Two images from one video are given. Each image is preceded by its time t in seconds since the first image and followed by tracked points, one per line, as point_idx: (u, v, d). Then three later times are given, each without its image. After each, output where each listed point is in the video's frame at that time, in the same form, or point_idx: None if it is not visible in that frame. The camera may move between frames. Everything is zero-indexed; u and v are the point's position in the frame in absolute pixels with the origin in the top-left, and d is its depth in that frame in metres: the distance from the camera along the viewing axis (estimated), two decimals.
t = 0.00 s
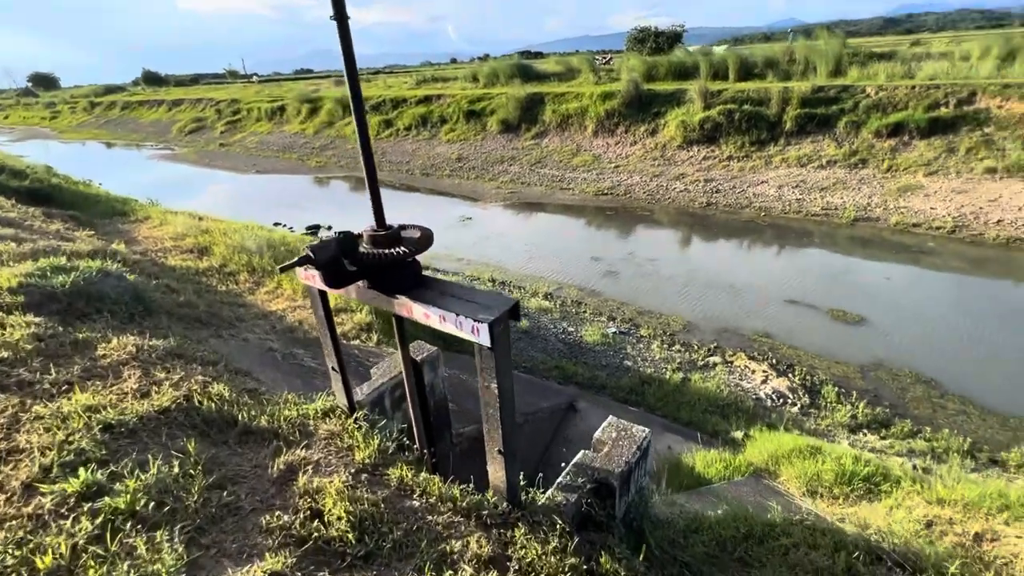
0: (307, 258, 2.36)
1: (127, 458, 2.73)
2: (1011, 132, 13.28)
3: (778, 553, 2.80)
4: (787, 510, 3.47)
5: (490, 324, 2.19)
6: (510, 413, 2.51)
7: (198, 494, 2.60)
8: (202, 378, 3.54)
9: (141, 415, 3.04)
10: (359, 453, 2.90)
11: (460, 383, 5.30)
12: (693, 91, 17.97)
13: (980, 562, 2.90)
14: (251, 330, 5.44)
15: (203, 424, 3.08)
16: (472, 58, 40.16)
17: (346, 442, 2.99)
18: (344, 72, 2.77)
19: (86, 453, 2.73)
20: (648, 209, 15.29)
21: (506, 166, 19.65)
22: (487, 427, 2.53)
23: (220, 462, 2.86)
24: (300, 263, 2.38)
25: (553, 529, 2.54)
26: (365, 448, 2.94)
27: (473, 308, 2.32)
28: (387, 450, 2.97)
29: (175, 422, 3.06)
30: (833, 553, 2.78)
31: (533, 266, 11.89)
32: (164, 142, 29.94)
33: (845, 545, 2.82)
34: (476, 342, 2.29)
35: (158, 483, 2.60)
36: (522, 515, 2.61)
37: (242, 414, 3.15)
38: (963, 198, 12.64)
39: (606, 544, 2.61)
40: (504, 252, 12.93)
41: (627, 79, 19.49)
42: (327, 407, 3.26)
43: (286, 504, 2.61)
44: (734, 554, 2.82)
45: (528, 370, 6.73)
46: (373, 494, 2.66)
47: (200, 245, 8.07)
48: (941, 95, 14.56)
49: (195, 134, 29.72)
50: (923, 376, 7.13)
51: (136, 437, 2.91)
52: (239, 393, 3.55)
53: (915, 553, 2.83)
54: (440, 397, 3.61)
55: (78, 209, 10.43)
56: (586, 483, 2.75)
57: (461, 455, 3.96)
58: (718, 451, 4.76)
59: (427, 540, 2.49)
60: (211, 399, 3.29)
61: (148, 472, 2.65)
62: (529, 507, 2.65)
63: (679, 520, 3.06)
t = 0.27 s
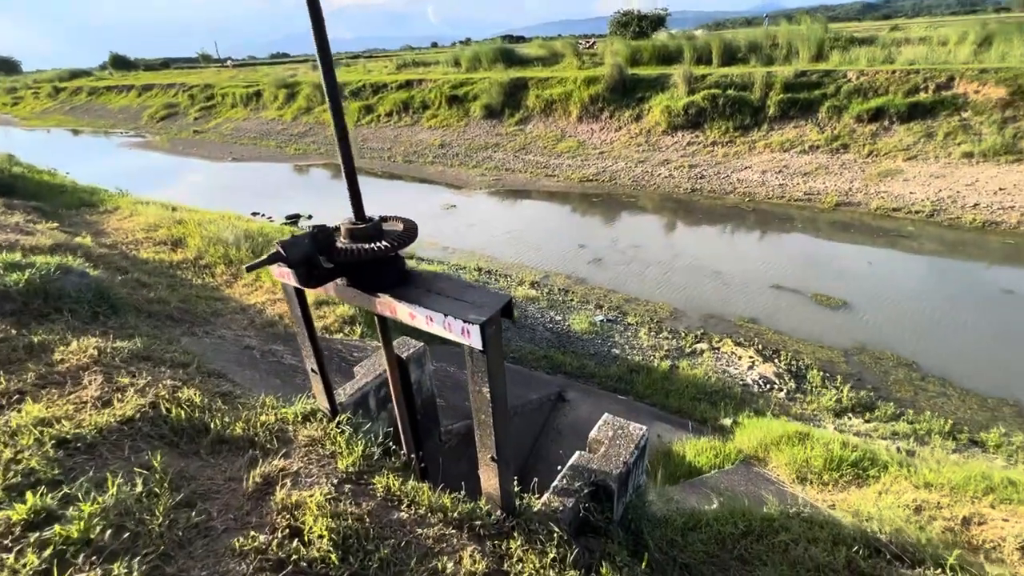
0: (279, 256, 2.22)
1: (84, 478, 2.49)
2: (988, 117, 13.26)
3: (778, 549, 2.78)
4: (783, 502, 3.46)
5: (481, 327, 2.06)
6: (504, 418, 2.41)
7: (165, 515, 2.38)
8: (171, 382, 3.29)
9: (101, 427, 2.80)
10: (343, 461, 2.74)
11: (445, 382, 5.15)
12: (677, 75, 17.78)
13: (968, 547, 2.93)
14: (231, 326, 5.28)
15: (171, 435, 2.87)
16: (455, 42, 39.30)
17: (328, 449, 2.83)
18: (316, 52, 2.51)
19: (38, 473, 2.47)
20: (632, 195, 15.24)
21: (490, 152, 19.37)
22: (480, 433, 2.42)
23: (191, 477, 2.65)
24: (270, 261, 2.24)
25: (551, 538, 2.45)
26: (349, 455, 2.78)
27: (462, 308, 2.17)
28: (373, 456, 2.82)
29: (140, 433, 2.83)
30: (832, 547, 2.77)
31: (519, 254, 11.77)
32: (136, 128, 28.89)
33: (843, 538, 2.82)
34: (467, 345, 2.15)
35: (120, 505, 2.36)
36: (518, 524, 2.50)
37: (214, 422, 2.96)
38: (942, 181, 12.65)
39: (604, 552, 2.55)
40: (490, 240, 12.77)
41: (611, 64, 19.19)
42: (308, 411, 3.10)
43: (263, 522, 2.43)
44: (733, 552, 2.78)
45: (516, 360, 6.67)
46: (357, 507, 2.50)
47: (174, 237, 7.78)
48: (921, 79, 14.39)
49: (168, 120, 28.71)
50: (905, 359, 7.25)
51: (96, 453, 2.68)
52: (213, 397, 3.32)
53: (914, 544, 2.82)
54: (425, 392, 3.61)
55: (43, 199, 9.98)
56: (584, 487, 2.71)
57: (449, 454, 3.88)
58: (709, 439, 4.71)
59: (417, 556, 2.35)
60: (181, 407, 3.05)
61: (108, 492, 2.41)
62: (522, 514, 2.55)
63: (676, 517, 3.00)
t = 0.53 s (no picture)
0: (260, 262, 2.11)
1: (54, 501, 2.37)
2: (970, 106, 13.37)
3: (779, 550, 2.74)
4: (780, 498, 3.45)
5: (479, 335, 1.97)
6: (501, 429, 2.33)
7: (142, 538, 2.28)
8: (149, 391, 3.16)
9: (73, 444, 2.68)
10: (333, 472, 2.65)
11: (440, 380, 5.06)
12: (665, 63, 17.64)
13: (960, 536, 2.96)
14: (214, 325, 5.14)
15: (150, 448, 2.77)
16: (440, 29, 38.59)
17: (317, 459, 2.75)
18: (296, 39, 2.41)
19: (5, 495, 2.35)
20: (621, 185, 15.19)
21: (477, 142, 19.13)
22: (477, 444, 2.35)
23: (171, 494, 2.55)
24: (252, 269, 2.13)
25: (552, 550, 2.37)
26: (339, 466, 2.69)
27: (458, 315, 2.09)
28: (364, 466, 2.73)
29: (115, 449, 2.71)
30: (832, 547, 2.75)
31: (509, 245, 11.67)
32: (112, 118, 28.02)
33: (843, 535, 2.81)
34: (465, 355, 2.06)
35: (93, 528, 2.24)
36: (517, 536, 2.43)
37: (195, 434, 2.85)
38: (925, 169, 12.74)
39: (606, 561, 2.48)
40: (479, 232, 12.63)
41: (598, 52, 18.98)
42: (296, 420, 3.01)
43: (249, 542, 2.34)
44: (735, 554, 2.74)
45: (508, 353, 6.62)
46: (348, 522, 2.40)
47: (153, 231, 7.54)
48: (906, 67, 14.43)
49: (145, 110, 27.89)
50: (892, 346, 7.35)
51: (67, 472, 2.55)
52: (195, 405, 3.21)
53: (913, 540, 2.83)
54: (416, 394, 3.60)
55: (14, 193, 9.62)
56: (584, 494, 2.65)
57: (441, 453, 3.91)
58: (701, 432, 4.72)
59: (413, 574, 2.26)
60: (159, 418, 2.93)
61: (81, 515, 2.30)
62: (520, 524, 2.49)
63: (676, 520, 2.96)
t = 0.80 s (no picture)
0: (251, 264, 2.04)
1: (36, 518, 2.29)
2: (954, 96, 13.48)
3: (781, 544, 2.75)
4: (779, 491, 3.46)
5: (481, 339, 1.92)
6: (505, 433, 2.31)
7: (130, 554, 2.21)
8: (135, 397, 3.07)
9: (54, 456, 2.59)
10: (330, 478, 2.59)
11: (434, 378, 5.02)
12: (654, 54, 17.56)
13: (955, 524, 3.00)
14: (202, 325, 5.03)
15: (137, 458, 2.69)
16: (426, 20, 38.04)
17: (313, 465, 2.69)
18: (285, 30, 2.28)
19: None
20: (611, 177, 15.17)
21: (466, 135, 18.95)
22: (480, 448, 2.31)
23: (160, 506, 2.47)
24: (242, 272, 2.06)
25: (557, 555, 2.34)
26: (337, 471, 2.63)
27: (458, 316, 2.04)
28: (362, 471, 2.67)
29: (100, 460, 2.63)
30: (834, 540, 2.76)
31: (500, 239, 11.60)
32: (90, 113, 27.30)
33: (844, 528, 2.83)
34: (467, 358, 2.01)
35: (78, 547, 2.17)
36: (521, 540, 2.40)
37: (184, 442, 2.78)
38: (911, 160, 12.86)
39: (611, 563, 2.49)
40: (469, 226, 12.54)
41: (587, 43, 18.84)
42: (290, 424, 2.94)
43: (245, 554, 2.27)
44: (737, 550, 2.75)
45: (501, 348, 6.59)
46: (347, 532, 2.35)
47: (135, 229, 7.35)
48: (892, 58, 14.49)
49: (125, 104, 27.20)
50: (881, 335, 7.44)
51: (49, 486, 2.47)
52: (184, 410, 3.13)
53: (912, 531, 2.84)
54: (413, 394, 3.57)
55: None
56: (588, 496, 2.64)
57: (438, 451, 3.90)
58: (696, 424, 4.74)
59: None
60: (146, 426, 2.85)
61: (65, 531, 2.22)
62: (524, 527, 2.46)
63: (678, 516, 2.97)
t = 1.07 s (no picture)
0: (244, 269, 1.99)
1: (19, 540, 2.21)
2: (936, 88, 13.64)
3: (785, 539, 2.77)
4: (778, 484, 3.47)
5: (485, 342, 1.88)
6: (510, 436, 2.26)
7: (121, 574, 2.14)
8: (122, 407, 2.99)
9: (38, 472, 2.50)
10: (329, 487, 2.54)
11: (429, 379, 4.95)
12: (640, 48, 17.54)
13: (950, 512, 3.04)
14: (190, 329, 4.92)
15: (126, 471, 2.62)
16: (411, 15, 37.64)
17: (310, 473, 2.63)
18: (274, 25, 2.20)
19: None
20: (600, 172, 15.17)
21: (453, 131, 18.80)
22: (484, 452, 2.27)
23: (151, 520, 2.41)
24: (234, 276, 2.00)
25: (565, 558, 2.32)
26: (335, 479, 2.58)
27: (461, 319, 1.99)
28: (361, 478, 2.62)
29: (86, 474, 2.55)
30: (837, 534, 2.78)
31: (490, 235, 11.54)
32: (67, 112, 26.62)
33: (845, 521, 2.85)
34: (471, 361, 1.97)
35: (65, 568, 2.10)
36: (528, 545, 2.36)
37: (176, 452, 2.71)
38: (895, 151, 13.01)
39: (619, 565, 2.46)
40: (459, 223, 12.45)
41: (573, 37, 18.76)
42: (286, 430, 2.88)
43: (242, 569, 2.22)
44: (741, 546, 2.76)
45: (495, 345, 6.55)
46: (349, 542, 2.31)
47: (118, 231, 7.17)
48: (875, 50, 14.61)
49: (103, 103, 26.57)
50: (869, 325, 7.54)
51: (33, 504, 2.39)
52: (173, 419, 3.05)
53: (912, 521, 2.85)
54: (409, 395, 3.52)
55: None
56: (593, 497, 2.60)
57: (434, 453, 3.85)
58: (692, 418, 4.76)
59: None
60: (135, 437, 2.77)
61: (50, 553, 2.15)
62: (529, 531, 2.43)
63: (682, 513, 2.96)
